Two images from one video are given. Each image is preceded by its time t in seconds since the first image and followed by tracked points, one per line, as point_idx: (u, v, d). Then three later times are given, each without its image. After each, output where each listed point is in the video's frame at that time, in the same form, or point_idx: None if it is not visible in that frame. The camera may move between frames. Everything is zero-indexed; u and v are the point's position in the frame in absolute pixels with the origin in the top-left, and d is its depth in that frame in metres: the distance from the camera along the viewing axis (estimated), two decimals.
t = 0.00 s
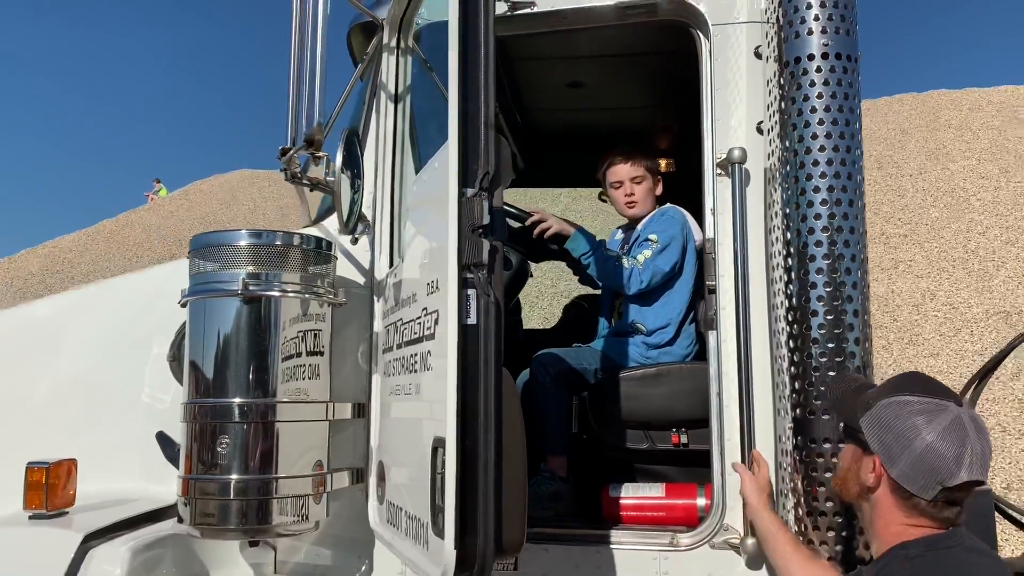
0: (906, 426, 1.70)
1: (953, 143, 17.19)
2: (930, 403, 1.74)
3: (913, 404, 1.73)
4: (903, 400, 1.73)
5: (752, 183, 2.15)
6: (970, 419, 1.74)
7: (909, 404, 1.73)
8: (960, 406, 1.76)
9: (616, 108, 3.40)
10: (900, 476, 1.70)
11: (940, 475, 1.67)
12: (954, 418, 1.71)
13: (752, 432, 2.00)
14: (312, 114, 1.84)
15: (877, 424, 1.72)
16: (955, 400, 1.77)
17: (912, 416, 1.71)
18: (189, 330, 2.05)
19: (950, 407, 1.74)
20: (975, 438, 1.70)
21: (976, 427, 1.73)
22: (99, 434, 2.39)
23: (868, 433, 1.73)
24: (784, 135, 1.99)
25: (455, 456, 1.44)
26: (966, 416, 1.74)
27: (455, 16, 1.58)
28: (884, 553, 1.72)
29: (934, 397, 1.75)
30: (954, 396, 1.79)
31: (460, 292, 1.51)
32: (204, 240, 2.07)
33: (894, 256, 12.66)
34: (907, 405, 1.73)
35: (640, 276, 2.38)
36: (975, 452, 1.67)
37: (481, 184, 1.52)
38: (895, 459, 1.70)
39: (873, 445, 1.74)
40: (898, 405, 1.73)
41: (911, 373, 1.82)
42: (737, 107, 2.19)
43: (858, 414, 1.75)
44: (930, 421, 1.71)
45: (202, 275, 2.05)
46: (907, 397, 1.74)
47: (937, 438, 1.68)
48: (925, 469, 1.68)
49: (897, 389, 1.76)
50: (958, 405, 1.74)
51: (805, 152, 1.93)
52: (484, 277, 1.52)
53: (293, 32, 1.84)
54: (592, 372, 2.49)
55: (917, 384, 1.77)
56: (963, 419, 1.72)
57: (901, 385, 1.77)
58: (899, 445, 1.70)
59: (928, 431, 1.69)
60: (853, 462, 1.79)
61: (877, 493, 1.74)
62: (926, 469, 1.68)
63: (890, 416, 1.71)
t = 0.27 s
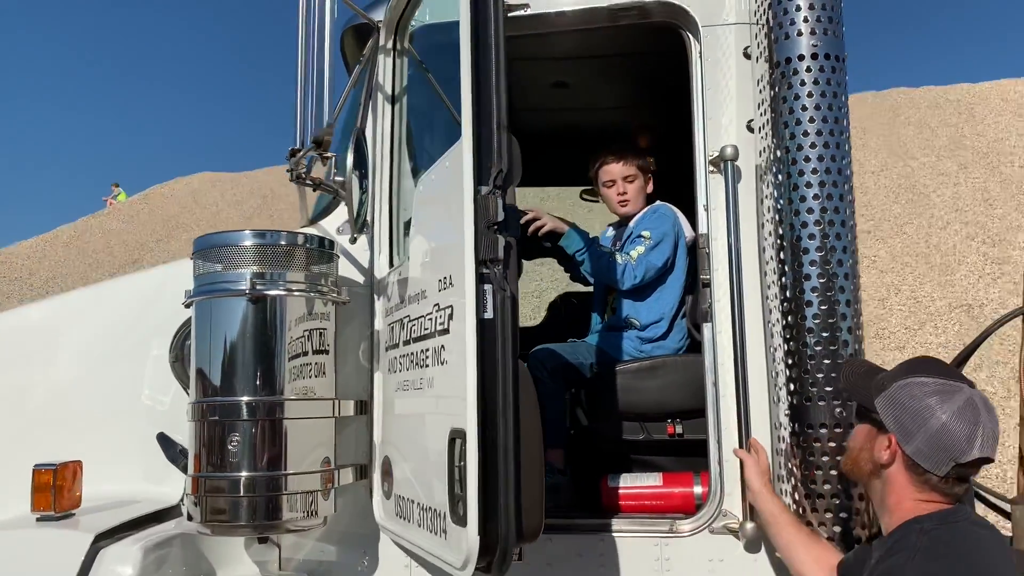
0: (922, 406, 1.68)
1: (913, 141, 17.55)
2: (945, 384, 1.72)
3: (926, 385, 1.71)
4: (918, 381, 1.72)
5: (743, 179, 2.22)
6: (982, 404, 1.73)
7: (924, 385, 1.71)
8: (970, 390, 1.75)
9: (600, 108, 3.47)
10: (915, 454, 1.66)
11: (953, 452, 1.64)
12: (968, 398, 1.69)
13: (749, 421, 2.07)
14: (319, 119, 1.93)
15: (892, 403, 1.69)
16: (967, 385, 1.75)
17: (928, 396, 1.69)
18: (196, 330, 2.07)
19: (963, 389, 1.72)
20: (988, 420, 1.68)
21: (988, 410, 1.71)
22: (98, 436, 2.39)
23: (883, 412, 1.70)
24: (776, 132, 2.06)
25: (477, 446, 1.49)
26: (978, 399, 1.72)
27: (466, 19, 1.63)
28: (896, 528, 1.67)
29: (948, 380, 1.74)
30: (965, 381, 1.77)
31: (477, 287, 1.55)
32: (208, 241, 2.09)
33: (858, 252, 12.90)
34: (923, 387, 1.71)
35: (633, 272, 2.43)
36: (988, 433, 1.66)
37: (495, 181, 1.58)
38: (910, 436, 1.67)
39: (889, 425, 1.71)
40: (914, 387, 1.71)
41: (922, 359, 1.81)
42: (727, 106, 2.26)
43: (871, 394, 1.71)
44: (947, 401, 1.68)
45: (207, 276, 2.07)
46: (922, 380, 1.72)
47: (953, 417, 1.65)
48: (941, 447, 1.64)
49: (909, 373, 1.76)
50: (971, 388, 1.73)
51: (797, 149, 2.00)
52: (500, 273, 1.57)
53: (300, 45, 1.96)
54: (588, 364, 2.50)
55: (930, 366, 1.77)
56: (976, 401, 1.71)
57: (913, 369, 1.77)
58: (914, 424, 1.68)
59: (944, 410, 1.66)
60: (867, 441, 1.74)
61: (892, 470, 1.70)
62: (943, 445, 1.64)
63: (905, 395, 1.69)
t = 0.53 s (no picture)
0: (914, 398, 1.74)
1: (881, 140, 17.82)
2: (935, 377, 1.78)
3: (917, 378, 1.77)
4: (910, 375, 1.78)
5: (727, 181, 2.28)
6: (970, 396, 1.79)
7: (915, 378, 1.77)
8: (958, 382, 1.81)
9: (582, 110, 3.52)
10: (908, 445, 1.72)
11: (944, 443, 1.70)
12: (957, 390, 1.75)
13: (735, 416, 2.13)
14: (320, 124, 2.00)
15: (885, 397, 1.76)
16: (954, 378, 1.82)
17: (919, 389, 1.75)
18: (192, 333, 2.10)
19: (952, 382, 1.78)
20: (976, 411, 1.74)
21: (975, 402, 1.77)
22: (92, 440, 2.40)
23: (875, 406, 1.76)
24: (758, 135, 2.12)
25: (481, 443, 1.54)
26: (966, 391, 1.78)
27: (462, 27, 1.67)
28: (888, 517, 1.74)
29: (938, 374, 1.80)
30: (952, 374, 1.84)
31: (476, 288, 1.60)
32: (203, 245, 2.12)
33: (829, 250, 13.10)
34: (914, 380, 1.77)
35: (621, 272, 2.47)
36: (976, 424, 1.72)
37: (493, 185, 1.62)
38: (903, 428, 1.73)
39: (881, 417, 1.77)
40: (905, 380, 1.77)
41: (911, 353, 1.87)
42: (710, 110, 2.32)
43: (863, 388, 1.76)
44: (937, 394, 1.74)
45: (203, 279, 2.10)
46: (913, 374, 1.78)
47: (944, 409, 1.71)
48: (933, 438, 1.70)
49: (900, 368, 1.82)
50: (959, 380, 1.79)
51: (779, 152, 2.06)
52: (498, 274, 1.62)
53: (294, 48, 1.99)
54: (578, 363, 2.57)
55: (920, 360, 1.83)
56: (964, 393, 1.76)
57: (903, 364, 1.83)
58: (907, 416, 1.73)
59: (935, 403, 1.72)
60: (858, 434, 1.80)
61: (883, 461, 1.76)
62: (935, 436, 1.70)
63: (896, 389, 1.76)
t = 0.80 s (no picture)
0: (906, 399, 1.73)
1: (874, 141, 17.89)
2: (926, 377, 1.77)
3: (908, 378, 1.76)
4: (901, 375, 1.77)
5: (723, 183, 2.29)
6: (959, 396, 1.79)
7: (906, 379, 1.76)
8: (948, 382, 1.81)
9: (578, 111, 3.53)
10: (900, 445, 1.72)
11: (936, 443, 1.69)
12: (948, 391, 1.75)
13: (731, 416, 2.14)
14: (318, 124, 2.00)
15: (876, 398, 1.76)
16: (944, 378, 1.82)
17: (910, 390, 1.74)
18: (190, 333, 2.10)
19: (942, 382, 1.78)
20: (966, 411, 1.74)
21: (965, 401, 1.77)
22: (88, 440, 2.41)
23: (868, 407, 1.76)
24: (754, 137, 2.13)
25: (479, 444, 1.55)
26: (956, 390, 1.78)
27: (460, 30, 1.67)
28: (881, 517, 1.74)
29: (929, 374, 1.79)
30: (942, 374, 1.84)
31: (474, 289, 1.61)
32: (201, 246, 2.12)
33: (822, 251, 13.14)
34: (904, 380, 1.76)
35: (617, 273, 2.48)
36: (966, 424, 1.72)
37: (491, 187, 1.63)
38: (895, 428, 1.73)
39: (874, 417, 1.76)
40: (896, 381, 1.76)
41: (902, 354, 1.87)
42: (707, 112, 2.33)
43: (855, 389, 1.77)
44: (929, 394, 1.74)
45: (201, 280, 2.10)
46: (904, 374, 1.77)
47: (935, 409, 1.71)
48: (925, 439, 1.70)
49: (890, 368, 1.82)
50: (949, 381, 1.79)
51: (775, 154, 2.08)
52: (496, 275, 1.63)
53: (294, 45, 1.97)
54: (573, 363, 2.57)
55: (910, 360, 1.83)
56: (954, 393, 1.76)
57: (893, 364, 1.82)
58: (898, 416, 1.73)
59: (926, 403, 1.72)
60: (851, 435, 1.82)
61: (875, 461, 1.76)
62: (926, 436, 1.70)
63: (888, 389, 1.76)
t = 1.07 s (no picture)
0: (906, 404, 1.70)
1: (879, 145, 17.85)
2: (926, 383, 1.75)
3: (908, 383, 1.74)
4: (901, 381, 1.75)
5: (727, 188, 2.29)
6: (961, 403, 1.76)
7: (907, 384, 1.73)
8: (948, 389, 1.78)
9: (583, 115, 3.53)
10: (901, 450, 1.68)
11: (936, 448, 1.66)
12: (949, 396, 1.72)
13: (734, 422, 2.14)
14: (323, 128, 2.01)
15: (876, 403, 1.74)
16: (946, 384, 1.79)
17: (910, 395, 1.71)
18: (193, 336, 2.10)
19: (943, 388, 1.75)
20: (968, 418, 1.71)
21: (966, 407, 1.74)
22: (91, 441, 2.41)
23: (869, 413, 1.74)
24: (759, 142, 2.13)
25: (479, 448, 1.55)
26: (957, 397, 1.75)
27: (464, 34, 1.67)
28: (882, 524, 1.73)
29: (929, 380, 1.77)
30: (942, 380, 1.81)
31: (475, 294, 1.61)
32: (204, 249, 2.12)
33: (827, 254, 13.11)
34: (905, 385, 1.73)
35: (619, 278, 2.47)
36: (967, 430, 1.69)
37: (493, 192, 1.63)
38: (896, 433, 1.69)
39: (874, 422, 1.73)
40: (897, 386, 1.73)
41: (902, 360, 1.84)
42: (711, 117, 2.33)
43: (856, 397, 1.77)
44: (929, 400, 1.71)
45: (204, 283, 2.10)
46: (904, 379, 1.75)
47: (936, 414, 1.68)
48: (926, 443, 1.66)
49: (890, 374, 1.79)
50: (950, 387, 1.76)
51: (779, 159, 2.07)
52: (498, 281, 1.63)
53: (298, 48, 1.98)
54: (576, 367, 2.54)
55: (910, 366, 1.80)
56: (955, 399, 1.73)
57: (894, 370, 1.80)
58: (899, 421, 1.70)
59: (926, 408, 1.68)
60: (852, 441, 1.80)
61: (876, 468, 1.73)
62: (927, 442, 1.66)
63: (888, 395, 1.73)
